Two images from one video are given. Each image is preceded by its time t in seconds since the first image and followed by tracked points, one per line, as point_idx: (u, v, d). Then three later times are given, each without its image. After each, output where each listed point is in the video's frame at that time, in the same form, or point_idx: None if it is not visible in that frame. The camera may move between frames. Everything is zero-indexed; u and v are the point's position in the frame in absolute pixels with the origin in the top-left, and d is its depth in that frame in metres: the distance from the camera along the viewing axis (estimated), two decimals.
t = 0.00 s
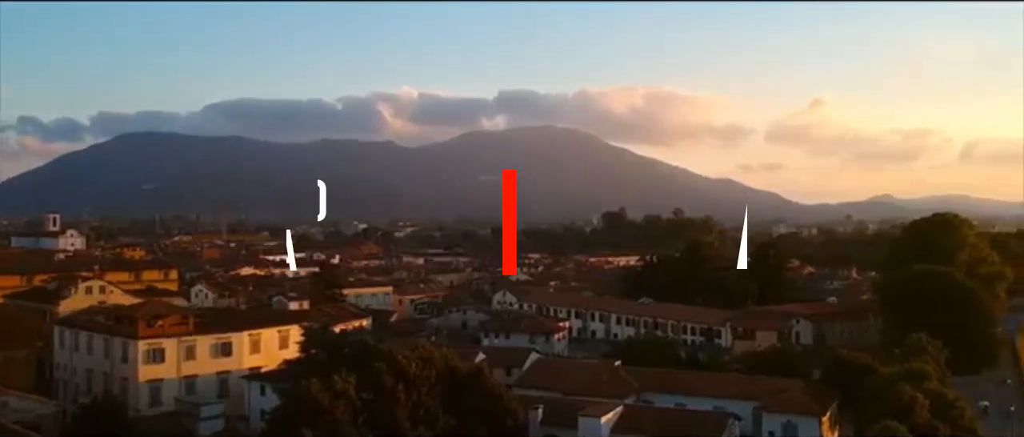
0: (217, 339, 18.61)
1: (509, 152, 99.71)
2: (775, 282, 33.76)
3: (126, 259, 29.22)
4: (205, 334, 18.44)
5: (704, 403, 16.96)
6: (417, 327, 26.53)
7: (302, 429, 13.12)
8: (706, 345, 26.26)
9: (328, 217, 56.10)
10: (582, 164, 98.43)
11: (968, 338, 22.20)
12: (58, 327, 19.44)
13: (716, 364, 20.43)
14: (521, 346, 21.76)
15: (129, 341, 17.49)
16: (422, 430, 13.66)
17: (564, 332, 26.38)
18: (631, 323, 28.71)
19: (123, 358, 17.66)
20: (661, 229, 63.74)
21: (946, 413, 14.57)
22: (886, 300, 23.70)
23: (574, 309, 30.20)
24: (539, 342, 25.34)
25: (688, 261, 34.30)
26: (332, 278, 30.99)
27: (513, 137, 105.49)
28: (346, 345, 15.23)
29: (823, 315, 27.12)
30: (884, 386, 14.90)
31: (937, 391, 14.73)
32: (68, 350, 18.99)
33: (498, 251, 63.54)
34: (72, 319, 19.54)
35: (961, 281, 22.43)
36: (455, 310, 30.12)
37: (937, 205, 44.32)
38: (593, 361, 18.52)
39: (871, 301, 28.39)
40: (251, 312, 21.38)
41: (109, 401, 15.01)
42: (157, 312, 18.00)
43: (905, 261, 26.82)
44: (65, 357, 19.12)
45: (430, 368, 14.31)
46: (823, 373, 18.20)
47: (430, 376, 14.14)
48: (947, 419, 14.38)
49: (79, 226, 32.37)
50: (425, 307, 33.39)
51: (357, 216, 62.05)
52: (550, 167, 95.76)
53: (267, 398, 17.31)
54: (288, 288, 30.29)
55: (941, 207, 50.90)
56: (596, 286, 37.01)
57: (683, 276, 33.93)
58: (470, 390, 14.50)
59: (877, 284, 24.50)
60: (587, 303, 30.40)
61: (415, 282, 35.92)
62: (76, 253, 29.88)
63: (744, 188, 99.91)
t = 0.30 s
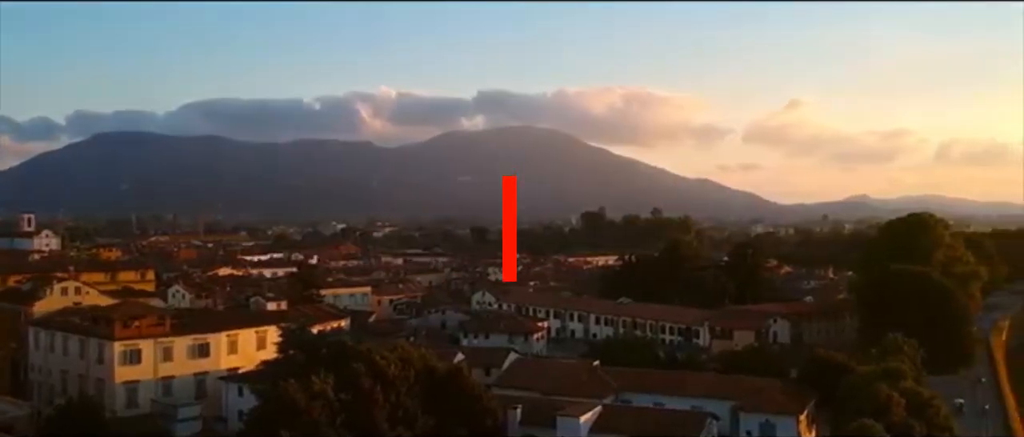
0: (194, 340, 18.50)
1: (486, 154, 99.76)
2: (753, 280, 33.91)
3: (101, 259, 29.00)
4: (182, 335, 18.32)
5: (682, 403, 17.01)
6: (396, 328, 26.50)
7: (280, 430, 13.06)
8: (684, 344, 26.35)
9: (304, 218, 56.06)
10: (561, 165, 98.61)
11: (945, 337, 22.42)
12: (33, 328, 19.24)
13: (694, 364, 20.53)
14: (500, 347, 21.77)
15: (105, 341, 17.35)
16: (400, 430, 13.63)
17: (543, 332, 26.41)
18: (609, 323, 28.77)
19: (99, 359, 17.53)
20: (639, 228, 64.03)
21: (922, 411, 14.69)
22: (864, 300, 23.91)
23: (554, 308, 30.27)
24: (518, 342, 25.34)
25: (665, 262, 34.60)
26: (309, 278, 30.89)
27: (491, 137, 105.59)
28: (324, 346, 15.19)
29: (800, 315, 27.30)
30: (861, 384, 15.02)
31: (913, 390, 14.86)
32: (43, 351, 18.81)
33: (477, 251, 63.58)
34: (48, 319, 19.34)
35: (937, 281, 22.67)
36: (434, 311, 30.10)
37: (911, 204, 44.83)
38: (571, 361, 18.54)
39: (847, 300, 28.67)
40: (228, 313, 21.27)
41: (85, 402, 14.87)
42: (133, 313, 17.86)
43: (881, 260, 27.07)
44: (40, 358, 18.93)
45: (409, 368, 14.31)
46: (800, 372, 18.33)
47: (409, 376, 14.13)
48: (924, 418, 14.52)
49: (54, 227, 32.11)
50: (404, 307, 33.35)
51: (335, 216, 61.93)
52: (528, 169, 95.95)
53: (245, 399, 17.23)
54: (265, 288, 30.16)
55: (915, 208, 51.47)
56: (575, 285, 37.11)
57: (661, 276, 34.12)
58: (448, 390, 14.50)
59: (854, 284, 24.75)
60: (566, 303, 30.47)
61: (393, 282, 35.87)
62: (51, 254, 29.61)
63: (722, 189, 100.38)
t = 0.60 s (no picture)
0: (172, 341, 18.38)
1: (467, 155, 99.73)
2: (732, 280, 34.06)
3: (78, 259, 28.77)
4: (160, 335, 18.20)
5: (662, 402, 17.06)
6: (376, 328, 26.44)
7: (259, 430, 13.00)
8: (664, 344, 26.41)
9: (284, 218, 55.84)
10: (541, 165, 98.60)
11: (921, 335, 22.60)
12: (9, 329, 19.06)
13: (674, 364, 20.59)
14: (480, 347, 21.76)
15: (82, 342, 17.22)
16: (381, 430, 13.60)
17: (523, 332, 26.42)
18: (589, 322, 28.82)
19: (76, 361, 17.40)
20: (619, 228, 64.22)
21: (899, 410, 14.81)
22: (842, 298, 24.03)
23: (534, 309, 30.31)
24: (499, 342, 25.34)
25: (645, 262, 34.70)
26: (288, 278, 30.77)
27: (471, 137, 105.56)
28: (304, 347, 15.14)
29: (779, 314, 27.44)
30: (839, 383, 15.13)
31: (891, 388, 14.97)
32: (19, 353, 18.64)
33: (457, 251, 63.56)
34: (24, 321, 19.17)
35: (914, 279, 22.81)
36: (415, 311, 30.05)
37: (889, 205, 45.17)
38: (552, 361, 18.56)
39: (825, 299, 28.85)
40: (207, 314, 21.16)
41: (62, 404, 14.75)
42: (110, 314, 17.73)
43: (859, 259, 27.24)
44: (16, 360, 18.76)
45: (389, 369, 14.31)
46: (779, 371, 18.43)
47: (389, 376, 14.12)
48: (901, 416, 14.64)
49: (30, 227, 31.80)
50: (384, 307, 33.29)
51: (315, 216, 61.73)
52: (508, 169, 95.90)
53: (224, 400, 17.13)
54: (244, 289, 30.00)
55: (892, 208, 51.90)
56: (555, 285, 37.13)
57: (641, 275, 34.25)
58: (428, 390, 14.48)
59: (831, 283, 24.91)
60: (546, 303, 30.51)
61: (374, 282, 35.81)
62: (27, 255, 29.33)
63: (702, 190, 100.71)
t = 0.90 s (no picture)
0: (152, 342, 18.28)
1: (448, 156, 99.70)
2: (712, 280, 34.19)
3: (56, 260, 28.57)
4: (139, 337, 18.08)
5: (642, 401, 17.12)
6: (357, 329, 26.39)
7: (238, 432, 12.94)
8: (645, 343, 26.47)
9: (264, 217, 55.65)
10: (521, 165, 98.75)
11: (900, 335, 22.75)
12: None
13: (654, 363, 20.64)
14: (462, 347, 21.77)
15: (59, 344, 17.09)
16: (361, 431, 13.57)
17: (504, 332, 26.44)
18: (570, 322, 28.87)
19: (53, 363, 17.27)
20: (599, 229, 64.36)
21: (878, 408, 14.91)
22: (822, 297, 24.15)
23: (515, 309, 30.37)
24: (480, 342, 25.32)
25: (626, 261, 34.79)
26: (269, 279, 30.65)
27: (452, 137, 105.52)
28: (284, 348, 15.10)
29: (759, 314, 27.60)
30: (818, 383, 15.24)
31: (869, 388, 15.07)
32: None
33: (437, 251, 63.50)
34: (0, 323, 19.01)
35: (892, 279, 22.96)
36: (396, 311, 30.01)
37: (867, 204, 45.53)
38: (532, 361, 18.60)
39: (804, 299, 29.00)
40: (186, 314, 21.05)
41: (39, 407, 14.60)
42: (89, 315, 17.62)
43: (837, 258, 27.38)
44: None
45: (370, 370, 14.30)
46: (759, 370, 18.52)
47: (370, 377, 14.11)
48: (879, 415, 14.74)
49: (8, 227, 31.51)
50: (364, 308, 33.21)
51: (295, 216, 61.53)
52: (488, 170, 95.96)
53: (204, 401, 17.05)
54: (223, 289, 29.86)
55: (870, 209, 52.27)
56: (536, 285, 37.23)
57: (621, 275, 34.35)
58: (409, 391, 14.47)
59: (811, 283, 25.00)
60: (527, 303, 30.53)
61: (355, 283, 35.76)
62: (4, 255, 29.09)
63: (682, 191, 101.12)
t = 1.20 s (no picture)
0: (129, 343, 18.14)
1: (427, 156, 99.51)
2: (691, 279, 34.28)
3: (33, 260, 28.33)
4: (116, 338, 17.95)
5: (622, 401, 17.16)
6: (336, 329, 26.30)
7: (216, 433, 12.86)
8: (624, 343, 26.51)
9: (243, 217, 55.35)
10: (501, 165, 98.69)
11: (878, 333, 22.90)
12: None
13: (634, 363, 20.67)
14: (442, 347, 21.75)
15: (36, 346, 16.93)
16: (341, 432, 13.53)
17: (484, 332, 26.43)
18: (550, 322, 28.90)
19: (29, 364, 17.12)
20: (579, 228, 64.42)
21: (855, 407, 15.02)
22: (800, 297, 24.27)
23: (495, 309, 30.37)
24: (460, 342, 25.29)
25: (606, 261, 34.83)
26: (247, 279, 30.49)
27: (432, 136, 105.27)
28: (263, 348, 15.03)
29: (738, 313, 27.72)
30: (797, 382, 15.32)
31: (847, 387, 15.17)
32: None
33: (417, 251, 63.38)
34: None
35: (871, 278, 23.10)
36: (375, 311, 29.94)
37: (845, 204, 45.78)
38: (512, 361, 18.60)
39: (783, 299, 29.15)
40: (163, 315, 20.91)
41: (14, 409, 14.43)
42: (66, 316, 17.47)
43: (814, 258, 27.55)
44: None
45: (349, 370, 14.27)
46: (738, 370, 18.60)
47: (349, 378, 14.09)
48: (857, 414, 14.85)
49: None
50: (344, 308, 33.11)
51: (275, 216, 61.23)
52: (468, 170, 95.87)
53: (182, 403, 16.95)
54: (202, 290, 29.69)
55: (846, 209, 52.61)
56: (516, 285, 37.24)
57: (601, 274, 34.40)
58: (389, 392, 14.44)
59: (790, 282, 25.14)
60: (507, 303, 30.53)
61: (334, 283, 35.65)
62: None
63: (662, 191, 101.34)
